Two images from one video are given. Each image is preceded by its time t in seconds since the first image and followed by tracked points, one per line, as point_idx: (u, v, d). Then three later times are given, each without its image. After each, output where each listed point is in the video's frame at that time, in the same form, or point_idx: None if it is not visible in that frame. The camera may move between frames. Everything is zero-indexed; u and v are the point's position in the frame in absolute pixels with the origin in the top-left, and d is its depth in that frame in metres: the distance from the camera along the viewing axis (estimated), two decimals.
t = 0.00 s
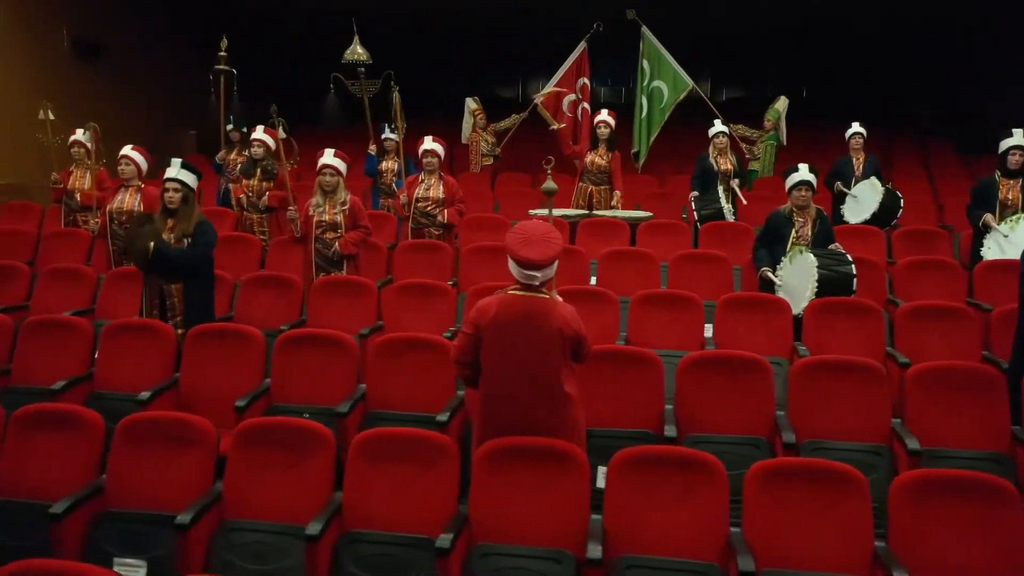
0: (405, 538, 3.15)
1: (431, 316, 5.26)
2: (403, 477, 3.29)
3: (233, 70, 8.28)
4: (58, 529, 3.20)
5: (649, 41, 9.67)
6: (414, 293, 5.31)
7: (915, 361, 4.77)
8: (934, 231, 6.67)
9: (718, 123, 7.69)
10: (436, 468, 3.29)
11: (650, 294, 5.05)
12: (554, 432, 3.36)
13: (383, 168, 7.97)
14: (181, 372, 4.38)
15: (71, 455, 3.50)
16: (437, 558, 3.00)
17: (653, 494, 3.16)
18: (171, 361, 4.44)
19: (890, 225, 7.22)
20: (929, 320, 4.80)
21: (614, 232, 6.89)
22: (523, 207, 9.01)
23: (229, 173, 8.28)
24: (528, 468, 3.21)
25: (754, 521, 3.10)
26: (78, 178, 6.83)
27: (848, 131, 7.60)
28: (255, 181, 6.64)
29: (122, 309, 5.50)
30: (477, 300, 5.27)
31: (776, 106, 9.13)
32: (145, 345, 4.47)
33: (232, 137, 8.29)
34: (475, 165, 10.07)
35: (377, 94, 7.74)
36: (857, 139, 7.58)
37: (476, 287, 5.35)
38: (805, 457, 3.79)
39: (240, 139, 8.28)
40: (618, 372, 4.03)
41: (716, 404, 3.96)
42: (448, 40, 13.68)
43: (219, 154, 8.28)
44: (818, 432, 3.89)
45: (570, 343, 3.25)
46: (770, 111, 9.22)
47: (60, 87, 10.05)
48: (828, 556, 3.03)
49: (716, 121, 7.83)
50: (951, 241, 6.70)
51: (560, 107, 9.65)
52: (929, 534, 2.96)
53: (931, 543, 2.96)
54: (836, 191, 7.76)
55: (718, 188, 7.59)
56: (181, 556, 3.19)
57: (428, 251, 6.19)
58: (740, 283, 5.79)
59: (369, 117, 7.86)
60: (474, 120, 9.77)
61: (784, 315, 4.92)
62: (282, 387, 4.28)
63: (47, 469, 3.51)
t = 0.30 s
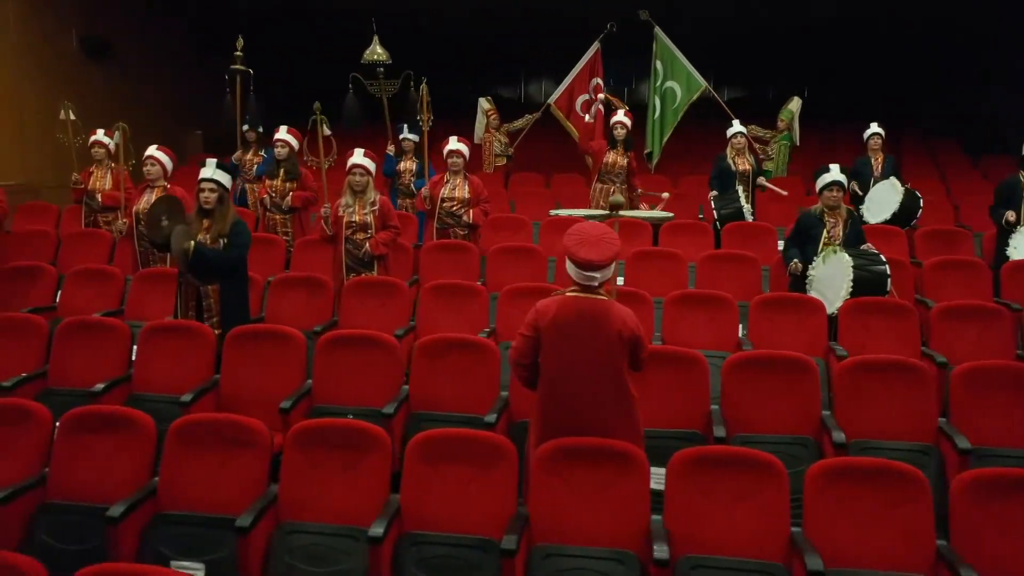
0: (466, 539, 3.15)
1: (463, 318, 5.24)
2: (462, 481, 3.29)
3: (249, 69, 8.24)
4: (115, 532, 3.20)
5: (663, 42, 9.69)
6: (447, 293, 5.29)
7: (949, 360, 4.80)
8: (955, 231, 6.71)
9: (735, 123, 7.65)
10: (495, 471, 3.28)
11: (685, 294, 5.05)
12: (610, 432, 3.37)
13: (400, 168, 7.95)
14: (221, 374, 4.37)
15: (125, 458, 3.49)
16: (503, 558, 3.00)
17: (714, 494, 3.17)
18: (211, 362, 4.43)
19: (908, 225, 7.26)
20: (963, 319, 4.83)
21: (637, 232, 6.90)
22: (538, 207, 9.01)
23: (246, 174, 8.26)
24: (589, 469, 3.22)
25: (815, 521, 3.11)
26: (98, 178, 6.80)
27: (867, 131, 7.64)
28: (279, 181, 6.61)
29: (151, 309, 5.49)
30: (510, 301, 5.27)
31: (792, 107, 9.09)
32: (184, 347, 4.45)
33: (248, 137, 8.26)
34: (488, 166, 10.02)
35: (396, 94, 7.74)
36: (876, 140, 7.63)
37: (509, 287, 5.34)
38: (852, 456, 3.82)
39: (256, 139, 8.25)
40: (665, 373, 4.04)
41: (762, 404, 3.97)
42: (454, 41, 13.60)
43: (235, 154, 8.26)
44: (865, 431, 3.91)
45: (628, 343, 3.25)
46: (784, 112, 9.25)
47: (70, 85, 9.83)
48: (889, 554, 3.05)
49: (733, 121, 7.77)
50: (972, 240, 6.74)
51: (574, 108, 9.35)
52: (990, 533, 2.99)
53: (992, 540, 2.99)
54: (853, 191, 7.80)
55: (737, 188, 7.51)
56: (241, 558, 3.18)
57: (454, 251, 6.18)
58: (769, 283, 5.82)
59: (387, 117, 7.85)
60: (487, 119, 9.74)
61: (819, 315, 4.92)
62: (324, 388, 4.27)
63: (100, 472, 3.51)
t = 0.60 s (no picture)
0: (523, 540, 3.16)
1: (489, 319, 5.23)
2: (516, 480, 3.28)
3: (257, 69, 8.18)
4: (168, 536, 3.18)
5: (668, 42, 9.71)
6: (475, 295, 5.27)
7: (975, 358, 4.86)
8: (968, 231, 6.79)
9: (747, 123, 7.68)
10: (549, 472, 3.27)
11: (713, 295, 5.09)
12: (662, 432, 3.38)
13: (411, 169, 7.93)
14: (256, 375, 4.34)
15: (170, 462, 3.47)
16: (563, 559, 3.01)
17: (769, 493, 3.20)
18: (246, 364, 4.40)
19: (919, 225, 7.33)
20: (988, 318, 4.89)
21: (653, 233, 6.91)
22: (546, 208, 9.02)
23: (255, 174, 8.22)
24: (644, 470, 3.23)
25: (870, 519, 3.14)
26: (111, 179, 6.76)
27: (876, 132, 7.71)
28: (295, 182, 6.58)
29: (173, 312, 5.44)
30: (538, 302, 5.27)
31: (796, 108, 9.12)
32: (218, 349, 4.42)
33: (256, 138, 8.21)
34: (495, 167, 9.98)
35: (409, 94, 7.72)
36: (885, 141, 7.69)
37: (534, 287, 5.35)
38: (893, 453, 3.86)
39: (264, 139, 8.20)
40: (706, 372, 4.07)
41: (803, 402, 4.01)
42: (453, 41, 13.55)
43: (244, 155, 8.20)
44: (904, 428, 3.96)
45: (682, 342, 3.25)
46: (789, 113, 9.31)
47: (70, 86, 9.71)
48: (943, 550, 3.09)
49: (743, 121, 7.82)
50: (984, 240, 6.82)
51: (580, 108, 9.11)
52: None
53: None
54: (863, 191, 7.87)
55: (750, 189, 7.51)
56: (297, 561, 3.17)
57: (474, 252, 6.16)
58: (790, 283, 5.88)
59: (398, 117, 7.82)
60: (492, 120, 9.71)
61: (847, 314, 4.95)
62: (362, 389, 4.25)
63: (145, 476, 3.48)
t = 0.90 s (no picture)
0: (579, 539, 3.17)
1: (514, 319, 5.24)
2: (568, 478, 3.29)
3: (263, 69, 8.10)
4: (221, 540, 3.16)
5: (670, 42, 9.73)
6: (498, 294, 5.28)
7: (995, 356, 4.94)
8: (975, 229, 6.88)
9: (755, 123, 7.74)
10: (601, 470, 3.28)
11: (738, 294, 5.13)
12: (710, 431, 3.41)
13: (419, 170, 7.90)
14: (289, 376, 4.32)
15: (216, 465, 3.45)
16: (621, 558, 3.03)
17: (819, 489, 3.24)
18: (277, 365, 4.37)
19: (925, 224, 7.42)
20: (1007, 316, 4.97)
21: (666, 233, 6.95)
22: (552, 208, 9.04)
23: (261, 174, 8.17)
24: (697, 468, 3.25)
25: (920, 514, 3.18)
26: (121, 179, 6.69)
27: (881, 132, 7.79)
28: (309, 182, 6.54)
29: (193, 313, 5.40)
30: (562, 301, 5.28)
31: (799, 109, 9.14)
32: (249, 350, 4.39)
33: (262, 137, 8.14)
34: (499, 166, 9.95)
35: (418, 94, 7.69)
36: (890, 141, 7.78)
37: (557, 287, 5.37)
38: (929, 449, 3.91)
39: (269, 139, 8.13)
40: (742, 370, 4.11)
41: (838, 399, 4.06)
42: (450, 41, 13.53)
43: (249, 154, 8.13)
44: (937, 425, 4.02)
45: (732, 341, 3.29)
46: (790, 113, 9.39)
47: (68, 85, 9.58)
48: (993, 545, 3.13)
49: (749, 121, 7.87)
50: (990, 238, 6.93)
51: (581, 109, 8.85)
52: None
53: None
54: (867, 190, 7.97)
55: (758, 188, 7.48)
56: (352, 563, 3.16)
57: (492, 252, 6.16)
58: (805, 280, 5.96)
59: (407, 117, 7.79)
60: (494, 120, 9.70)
61: (869, 312, 5.01)
62: (397, 390, 4.24)
63: (191, 479, 3.45)
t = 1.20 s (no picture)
0: (634, 536, 3.18)
1: (539, 318, 5.26)
2: (619, 476, 3.32)
3: (269, 68, 8.05)
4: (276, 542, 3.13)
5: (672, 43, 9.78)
6: (522, 294, 5.29)
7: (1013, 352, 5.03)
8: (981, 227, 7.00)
9: (762, 123, 7.80)
10: (652, 468, 3.31)
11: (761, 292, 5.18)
12: (757, 429, 3.44)
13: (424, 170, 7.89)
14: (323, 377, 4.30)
15: (264, 467, 3.43)
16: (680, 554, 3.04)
17: (867, 484, 3.28)
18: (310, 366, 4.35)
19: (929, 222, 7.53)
20: None
21: (678, 232, 7.00)
22: (557, 207, 9.06)
23: (267, 174, 8.13)
24: (748, 465, 3.28)
25: (967, 507, 3.22)
26: (131, 180, 6.62)
27: (885, 132, 7.90)
28: (324, 183, 6.52)
29: (215, 315, 5.36)
30: (586, 301, 5.31)
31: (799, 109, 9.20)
32: (281, 352, 4.37)
33: (268, 137, 8.08)
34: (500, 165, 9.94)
35: (427, 94, 7.68)
36: (894, 141, 7.89)
37: (582, 287, 5.39)
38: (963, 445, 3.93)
39: (275, 139, 8.07)
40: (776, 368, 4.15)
41: (871, 396, 4.11)
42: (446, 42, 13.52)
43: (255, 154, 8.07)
44: (968, 420, 4.08)
45: (778, 340, 3.35)
46: (791, 113, 9.48)
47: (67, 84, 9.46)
48: None
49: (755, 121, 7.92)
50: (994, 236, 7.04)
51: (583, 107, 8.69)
52: None
53: None
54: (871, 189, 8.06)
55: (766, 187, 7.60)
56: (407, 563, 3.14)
57: (510, 252, 6.16)
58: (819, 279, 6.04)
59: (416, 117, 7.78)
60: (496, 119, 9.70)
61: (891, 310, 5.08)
62: (432, 390, 4.25)
63: (238, 481, 3.43)
